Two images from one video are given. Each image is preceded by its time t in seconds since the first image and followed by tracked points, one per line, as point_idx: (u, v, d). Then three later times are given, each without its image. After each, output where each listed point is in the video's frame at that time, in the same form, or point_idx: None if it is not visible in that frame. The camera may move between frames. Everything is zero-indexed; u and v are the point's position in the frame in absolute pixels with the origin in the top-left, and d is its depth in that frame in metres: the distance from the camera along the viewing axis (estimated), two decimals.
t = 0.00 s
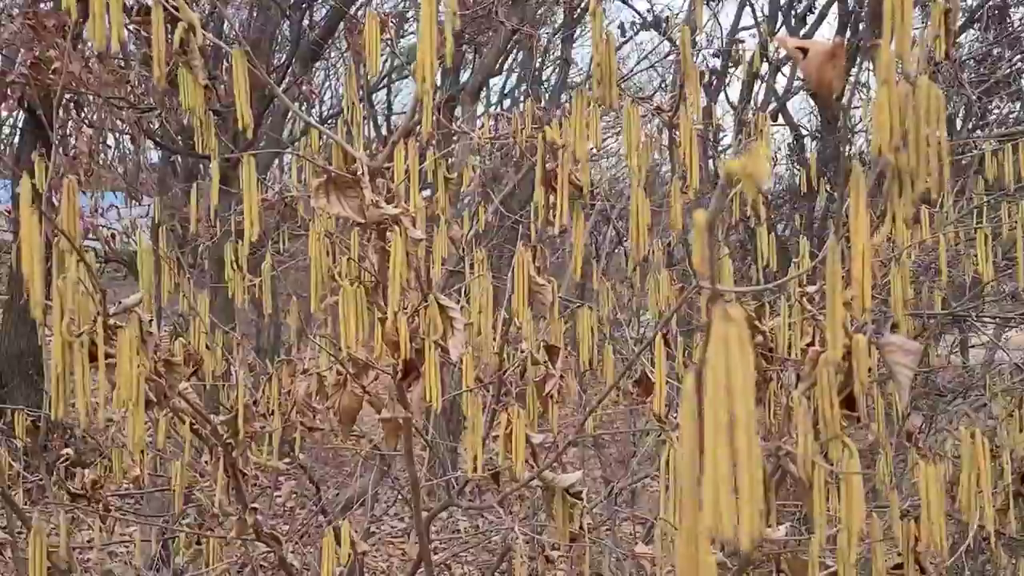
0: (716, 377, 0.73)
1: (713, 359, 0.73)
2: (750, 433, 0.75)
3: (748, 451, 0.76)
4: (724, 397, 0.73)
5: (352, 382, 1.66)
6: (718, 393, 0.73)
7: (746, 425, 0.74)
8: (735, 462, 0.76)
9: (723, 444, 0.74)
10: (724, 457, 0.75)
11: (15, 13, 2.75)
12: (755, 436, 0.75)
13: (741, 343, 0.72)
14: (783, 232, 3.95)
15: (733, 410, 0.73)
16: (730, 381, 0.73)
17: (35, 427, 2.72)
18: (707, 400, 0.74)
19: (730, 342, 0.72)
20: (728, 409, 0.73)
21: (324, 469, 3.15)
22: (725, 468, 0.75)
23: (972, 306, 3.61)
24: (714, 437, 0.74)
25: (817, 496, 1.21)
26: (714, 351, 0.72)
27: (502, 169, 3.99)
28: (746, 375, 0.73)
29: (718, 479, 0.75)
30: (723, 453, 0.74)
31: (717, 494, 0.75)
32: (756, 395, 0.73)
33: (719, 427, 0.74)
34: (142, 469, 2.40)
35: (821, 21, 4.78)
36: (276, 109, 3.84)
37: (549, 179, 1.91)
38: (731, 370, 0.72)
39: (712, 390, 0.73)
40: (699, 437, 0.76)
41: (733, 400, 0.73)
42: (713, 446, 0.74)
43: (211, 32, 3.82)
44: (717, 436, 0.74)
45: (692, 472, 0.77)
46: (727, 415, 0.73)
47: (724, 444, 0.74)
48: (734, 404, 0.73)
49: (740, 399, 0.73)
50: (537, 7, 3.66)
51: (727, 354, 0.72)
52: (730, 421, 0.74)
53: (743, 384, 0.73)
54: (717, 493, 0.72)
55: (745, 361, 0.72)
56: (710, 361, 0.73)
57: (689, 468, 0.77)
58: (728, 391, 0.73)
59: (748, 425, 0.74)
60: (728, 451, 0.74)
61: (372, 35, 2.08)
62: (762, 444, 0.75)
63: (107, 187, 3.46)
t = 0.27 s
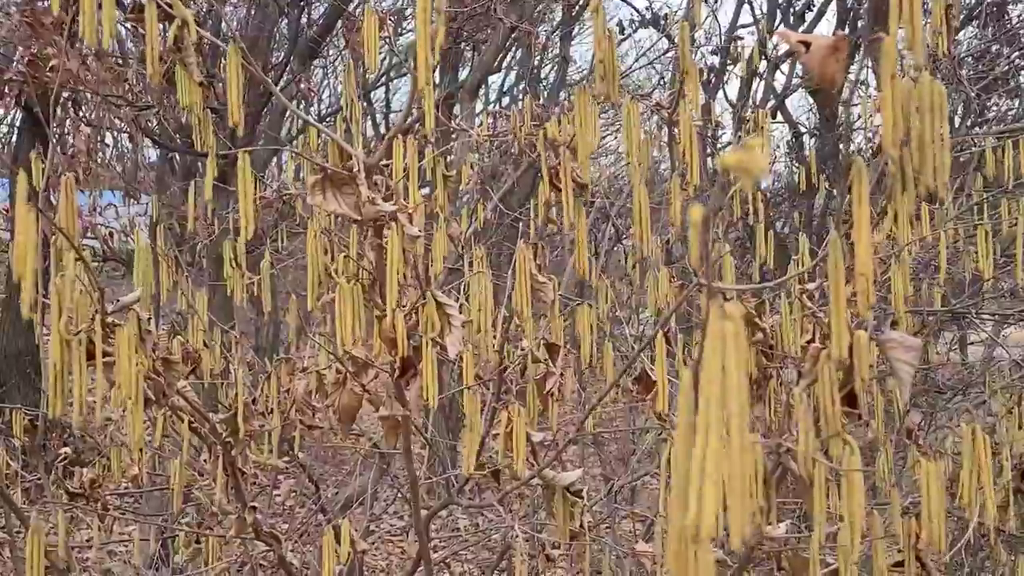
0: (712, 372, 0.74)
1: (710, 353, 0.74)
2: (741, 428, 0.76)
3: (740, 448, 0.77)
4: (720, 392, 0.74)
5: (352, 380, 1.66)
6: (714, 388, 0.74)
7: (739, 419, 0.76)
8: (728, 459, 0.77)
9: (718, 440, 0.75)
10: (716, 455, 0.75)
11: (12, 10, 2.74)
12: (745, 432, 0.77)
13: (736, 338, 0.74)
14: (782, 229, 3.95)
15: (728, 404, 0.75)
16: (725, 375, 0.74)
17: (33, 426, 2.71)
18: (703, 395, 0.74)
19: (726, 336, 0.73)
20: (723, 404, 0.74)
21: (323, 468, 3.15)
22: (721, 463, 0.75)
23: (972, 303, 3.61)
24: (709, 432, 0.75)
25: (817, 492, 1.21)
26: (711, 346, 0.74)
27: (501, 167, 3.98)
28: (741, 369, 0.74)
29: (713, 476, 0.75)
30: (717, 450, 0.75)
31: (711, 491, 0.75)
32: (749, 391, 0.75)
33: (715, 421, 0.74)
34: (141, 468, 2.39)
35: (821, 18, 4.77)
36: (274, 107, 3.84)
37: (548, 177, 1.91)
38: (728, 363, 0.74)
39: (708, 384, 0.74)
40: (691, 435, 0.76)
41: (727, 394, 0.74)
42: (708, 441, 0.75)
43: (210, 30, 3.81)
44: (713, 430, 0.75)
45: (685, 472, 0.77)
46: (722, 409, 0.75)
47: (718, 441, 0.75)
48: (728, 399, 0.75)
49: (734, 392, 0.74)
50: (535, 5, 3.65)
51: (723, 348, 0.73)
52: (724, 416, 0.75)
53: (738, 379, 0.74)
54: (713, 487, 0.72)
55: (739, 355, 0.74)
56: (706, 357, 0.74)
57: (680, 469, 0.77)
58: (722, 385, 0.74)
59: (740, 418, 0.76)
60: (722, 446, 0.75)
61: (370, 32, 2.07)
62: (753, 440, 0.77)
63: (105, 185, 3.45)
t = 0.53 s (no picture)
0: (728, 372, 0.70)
1: (725, 353, 0.70)
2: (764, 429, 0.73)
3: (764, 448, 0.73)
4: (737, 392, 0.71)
5: (350, 378, 1.65)
6: (731, 388, 0.70)
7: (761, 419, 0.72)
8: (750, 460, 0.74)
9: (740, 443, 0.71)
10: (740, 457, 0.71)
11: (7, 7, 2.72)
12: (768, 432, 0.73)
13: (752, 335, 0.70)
14: (781, 227, 3.94)
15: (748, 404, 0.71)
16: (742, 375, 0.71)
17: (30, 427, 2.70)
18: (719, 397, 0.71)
19: (742, 333, 0.70)
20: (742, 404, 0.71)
21: (321, 466, 3.14)
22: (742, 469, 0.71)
23: (970, 300, 3.61)
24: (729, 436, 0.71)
25: (819, 490, 1.20)
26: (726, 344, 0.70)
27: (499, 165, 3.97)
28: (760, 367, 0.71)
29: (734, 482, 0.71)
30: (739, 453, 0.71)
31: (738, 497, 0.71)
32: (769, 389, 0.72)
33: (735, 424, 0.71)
34: (138, 467, 2.38)
35: (819, 15, 4.76)
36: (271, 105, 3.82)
37: (547, 174, 1.90)
38: (745, 361, 0.70)
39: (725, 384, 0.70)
40: (711, 440, 0.73)
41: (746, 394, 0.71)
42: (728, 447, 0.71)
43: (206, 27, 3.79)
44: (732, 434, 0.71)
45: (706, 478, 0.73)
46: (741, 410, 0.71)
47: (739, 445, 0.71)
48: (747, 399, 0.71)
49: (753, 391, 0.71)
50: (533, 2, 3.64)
51: (740, 345, 0.70)
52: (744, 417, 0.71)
53: (758, 378, 0.71)
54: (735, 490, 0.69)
55: (756, 353, 0.71)
56: (722, 356, 0.71)
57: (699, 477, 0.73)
58: (740, 385, 0.70)
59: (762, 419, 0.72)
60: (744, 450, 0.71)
61: (367, 30, 2.06)
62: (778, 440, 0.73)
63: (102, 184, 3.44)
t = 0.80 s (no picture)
0: (700, 370, 0.73)
1: (698, 350, 0.72)
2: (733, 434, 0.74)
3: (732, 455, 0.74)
4: (707, 391, 0.73)
5: (344, 377, 1.66)
6: (701, 386, 0.72)
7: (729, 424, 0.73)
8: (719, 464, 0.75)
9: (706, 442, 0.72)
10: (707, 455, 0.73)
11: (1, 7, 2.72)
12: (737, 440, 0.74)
13: (726, 337, 0.72)
14: (776, 226, 3.94)
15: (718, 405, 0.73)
16: (714, 374, 0.72)
17: (24, 427, 2.70)
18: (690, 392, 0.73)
19: (716, 333, 0.72)
20: (711, 404, 0.72)
21: (317, 466, 3.14)
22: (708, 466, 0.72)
23: (965, 298, 3.61)
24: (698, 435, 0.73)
25: (809, 489, 1.20)
26: (700, 343, 0.73)
27: (495, 164, 3.97)
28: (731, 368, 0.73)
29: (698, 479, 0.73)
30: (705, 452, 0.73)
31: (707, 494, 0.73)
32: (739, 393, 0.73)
33: (702, 421, 0.73)
34: (132, 467, 2.38)
35: (815, 14, 4.77)
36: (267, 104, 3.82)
37: (541, 173, 1.90)
38: (716, 362, 0.72)
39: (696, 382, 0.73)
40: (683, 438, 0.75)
41: (716, 393, 0.73)
42: (693, 444, 0.73)
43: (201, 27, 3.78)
44: (700, 431, 0.73)
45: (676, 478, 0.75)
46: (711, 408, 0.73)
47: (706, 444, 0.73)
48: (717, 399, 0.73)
49: (722, 392, 0.73)
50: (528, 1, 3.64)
51: (711, 346, 0.72)
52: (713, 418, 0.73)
53: (729, 378, 0.73)
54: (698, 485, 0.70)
55: (728, 355, 0.73)
56: (695, 356, 0.73)
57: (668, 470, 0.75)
58: (710, 386, 0.72)
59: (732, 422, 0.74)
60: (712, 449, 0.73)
61: (362, 28, 2.06)
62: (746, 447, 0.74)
63: (97, 184, 3.43)
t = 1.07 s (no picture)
0: (678, 367, 0.71)
1: (674, 347, 0.70)
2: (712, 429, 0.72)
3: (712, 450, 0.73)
4: (685, 388, 0.71)
5: (321, 375, 1.65)
6: (680, 383, 0.71)
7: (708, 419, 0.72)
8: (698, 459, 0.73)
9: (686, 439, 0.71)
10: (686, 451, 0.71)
11: None
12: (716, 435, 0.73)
13: (701, 331, 0.71)
14: (760, 223, 3.95)
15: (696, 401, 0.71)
16: (691, 370, 0.71)
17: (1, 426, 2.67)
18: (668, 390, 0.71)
19: (691, 327, 0.70)
20: (689, 400, 0.71)
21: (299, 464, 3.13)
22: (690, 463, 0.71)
23: (946, 295, 3.63)
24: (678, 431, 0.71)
25: (785, 485, 1.20)
26: (676, 340, 0.70)
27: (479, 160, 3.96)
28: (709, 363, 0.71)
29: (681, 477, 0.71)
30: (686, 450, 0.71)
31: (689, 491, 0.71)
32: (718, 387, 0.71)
33: (683, 418, 0.71)
34: (110, 466, 2.36)
35: (800, 12, 4.77)
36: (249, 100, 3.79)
37: (519, 169, 1.89)
38: (694, 357, 0.70)
39: (674, 379, 0.71)
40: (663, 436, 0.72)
41: (695, 389, 0.71)
42: (672, 442, 0.71)
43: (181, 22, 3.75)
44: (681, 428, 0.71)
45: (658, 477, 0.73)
46: (689, 405, 0.71)
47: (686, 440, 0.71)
48: (695, 395, 0.71)
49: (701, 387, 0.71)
50: None
51: (688, 341, 0.70)
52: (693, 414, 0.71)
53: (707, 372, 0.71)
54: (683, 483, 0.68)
55: (705, 351, 0.71)
56: (671, 350, 0.71)
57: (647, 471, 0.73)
58: (687, 381, 0.70)
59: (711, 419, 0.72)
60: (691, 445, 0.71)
61: (340, 24, 2.04)
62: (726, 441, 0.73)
63: (75, 181, 3.40)
